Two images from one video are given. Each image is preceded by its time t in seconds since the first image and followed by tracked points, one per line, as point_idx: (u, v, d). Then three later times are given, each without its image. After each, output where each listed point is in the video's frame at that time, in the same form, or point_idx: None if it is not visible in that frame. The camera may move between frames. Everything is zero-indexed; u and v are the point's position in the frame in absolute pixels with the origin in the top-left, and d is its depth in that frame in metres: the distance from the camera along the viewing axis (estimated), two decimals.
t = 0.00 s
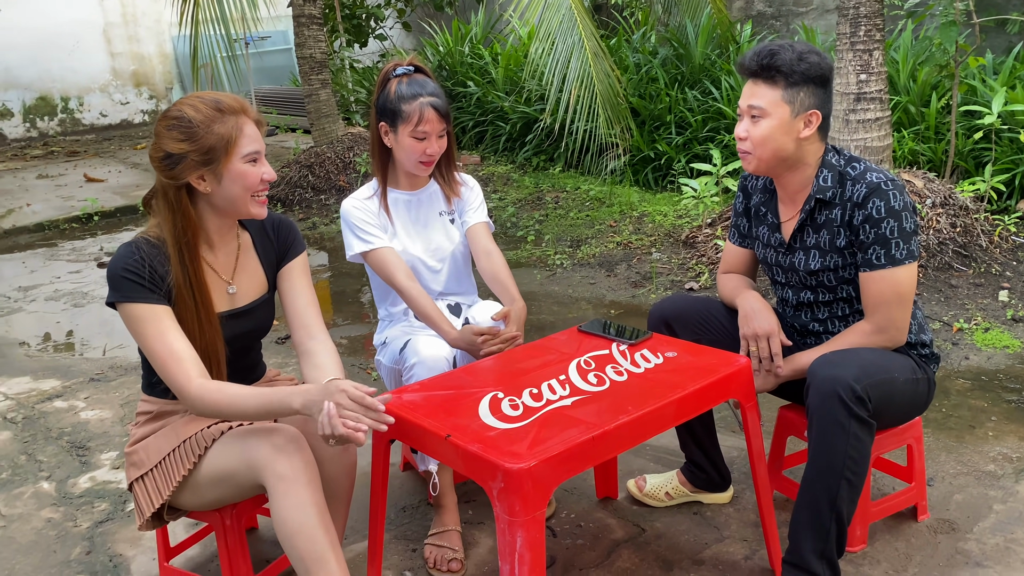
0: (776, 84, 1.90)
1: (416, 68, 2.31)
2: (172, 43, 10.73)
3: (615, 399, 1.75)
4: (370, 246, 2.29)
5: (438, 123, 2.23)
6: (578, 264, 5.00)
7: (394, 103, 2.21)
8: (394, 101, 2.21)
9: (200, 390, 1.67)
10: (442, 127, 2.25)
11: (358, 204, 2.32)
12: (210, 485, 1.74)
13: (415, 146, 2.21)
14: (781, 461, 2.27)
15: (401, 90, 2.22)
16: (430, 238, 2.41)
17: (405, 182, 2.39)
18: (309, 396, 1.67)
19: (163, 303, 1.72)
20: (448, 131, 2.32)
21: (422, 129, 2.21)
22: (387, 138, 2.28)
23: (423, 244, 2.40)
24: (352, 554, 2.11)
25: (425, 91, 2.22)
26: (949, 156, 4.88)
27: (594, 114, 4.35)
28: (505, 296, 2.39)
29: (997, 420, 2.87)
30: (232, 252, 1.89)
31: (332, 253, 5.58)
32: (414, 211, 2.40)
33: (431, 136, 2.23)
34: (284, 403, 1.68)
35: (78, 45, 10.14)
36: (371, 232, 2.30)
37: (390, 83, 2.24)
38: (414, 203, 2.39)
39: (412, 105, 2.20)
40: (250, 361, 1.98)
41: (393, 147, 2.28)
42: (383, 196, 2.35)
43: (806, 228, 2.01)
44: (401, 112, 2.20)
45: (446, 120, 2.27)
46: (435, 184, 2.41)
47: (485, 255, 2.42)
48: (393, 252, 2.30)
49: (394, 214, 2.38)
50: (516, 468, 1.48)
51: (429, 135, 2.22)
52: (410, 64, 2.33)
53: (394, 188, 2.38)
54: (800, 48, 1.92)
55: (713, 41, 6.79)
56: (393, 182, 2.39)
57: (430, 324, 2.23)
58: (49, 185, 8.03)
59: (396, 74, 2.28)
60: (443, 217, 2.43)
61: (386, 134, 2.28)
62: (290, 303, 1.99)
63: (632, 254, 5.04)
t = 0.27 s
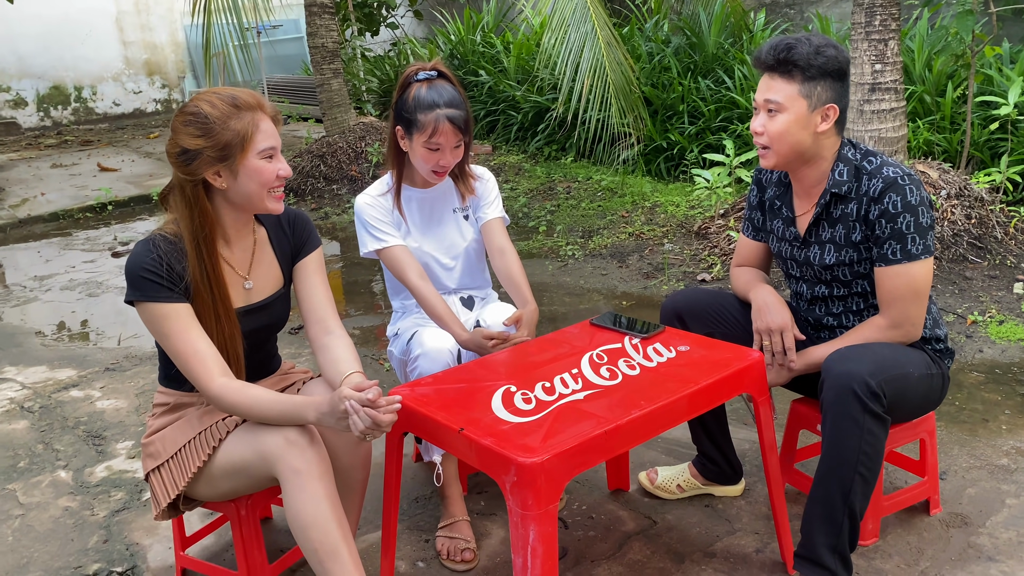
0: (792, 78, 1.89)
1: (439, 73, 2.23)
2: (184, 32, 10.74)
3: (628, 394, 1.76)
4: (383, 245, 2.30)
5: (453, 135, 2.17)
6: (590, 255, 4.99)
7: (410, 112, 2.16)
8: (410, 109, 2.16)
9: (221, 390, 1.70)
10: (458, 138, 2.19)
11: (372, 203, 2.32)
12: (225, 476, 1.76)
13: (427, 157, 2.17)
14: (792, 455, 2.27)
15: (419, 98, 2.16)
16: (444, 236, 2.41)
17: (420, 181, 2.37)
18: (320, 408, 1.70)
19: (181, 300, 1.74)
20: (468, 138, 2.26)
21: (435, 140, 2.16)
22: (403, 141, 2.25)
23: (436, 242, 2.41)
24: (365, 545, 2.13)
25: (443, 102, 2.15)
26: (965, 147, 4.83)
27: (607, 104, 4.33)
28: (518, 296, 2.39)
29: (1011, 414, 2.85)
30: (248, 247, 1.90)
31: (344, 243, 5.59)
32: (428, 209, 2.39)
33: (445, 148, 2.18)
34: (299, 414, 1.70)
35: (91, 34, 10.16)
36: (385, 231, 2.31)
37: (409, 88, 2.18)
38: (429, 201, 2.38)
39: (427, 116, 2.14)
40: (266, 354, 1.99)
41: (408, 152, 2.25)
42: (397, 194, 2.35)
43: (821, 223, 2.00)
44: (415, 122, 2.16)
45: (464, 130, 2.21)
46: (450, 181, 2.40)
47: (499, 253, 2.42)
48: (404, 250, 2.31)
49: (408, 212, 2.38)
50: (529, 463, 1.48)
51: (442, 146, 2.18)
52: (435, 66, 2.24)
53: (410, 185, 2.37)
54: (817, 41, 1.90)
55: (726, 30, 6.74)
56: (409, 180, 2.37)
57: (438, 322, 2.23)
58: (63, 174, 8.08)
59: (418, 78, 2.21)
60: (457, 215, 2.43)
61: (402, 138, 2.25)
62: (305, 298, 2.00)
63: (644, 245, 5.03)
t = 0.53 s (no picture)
0: (807, 72, 1.87)
1: (456, 71, 2.21)
2: (194, 21, 10.74)
3: (640, 388, 1.76)
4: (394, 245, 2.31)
5: (471, 137, 2.16)
6: (600, 246, 4.98)
7: (427, 114, 2.14)
8: (427, 111, 2.15)
9: (235, 385, 1.72)
10: (476, 140, 2.18)
11: (386, 201, 2.32)
12: (241, 469, 1.77)
13: (445, 160, 2.17)
14: (803, 448, 2.27)
15: (436, 99, 2.14)
16: (459, 234, 2.41)
17: (436, 178, 2.36)
18: (336, 403, 1.70)
19: (197, 296, 1.75)
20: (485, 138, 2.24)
21: (454, 143, 2.15)
22: (420, 143, 2.24)
23: (450, 239, 2.41)
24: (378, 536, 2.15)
25: (461, 103, 2.13)
26: (979, 137, 4.79)
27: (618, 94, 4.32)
28: (535, 305, 2.40)
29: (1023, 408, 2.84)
30: (263, 242, 1.91)
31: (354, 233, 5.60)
32: (443, 206, 2.38)
33: (463, 150, 2.17)
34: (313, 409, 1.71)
35: (100, 24, 10.17)
36: (396, 230, 2.32)
37: (427, 88, 2.17)
38: (443, 198, 2.37)
39: (445, 118, 2.13)
40: (279, 348, 2.00)
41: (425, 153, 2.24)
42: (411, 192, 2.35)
43: (835, 218, 2.00)
44: (433, 124, 2.14)
45: (482, 131, 2.19)
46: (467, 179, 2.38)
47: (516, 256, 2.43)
48: (415, 251, 2.33)
49: (422, 210, 2.38)
50: (542, 458, 1.49)
51: (461, 148, 2.17)
52: (452, 65, 2.22)
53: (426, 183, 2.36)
54: (833, 34, 1.89)
55: (737, 19, 6.69)
56: (424, 176, 2.37)
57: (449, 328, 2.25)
58: (74, 164, 8.12)
59: (434, 77, 2.19)
60: (473, 211, 2.42)
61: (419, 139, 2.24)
62: (318, 292, 2.02)
63: (654, 236, 5.02)
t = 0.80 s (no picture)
0: (821, 68, 1.86)
1: (472, 72, 2.19)
2: (200, 11, 10.72)
3: (653, 384, 1.76)
4: (407, 247, 2.31)
5: (489, 141, 2.15)
6: (609, 238, 4.97)
7: (445, 117, 2.13)
8: (445, 115, 2.14)
9: (248, 381, 1.72)
10: (494, 143, 2.17)
11: (400, 202, 2.32)
12: (259, 469, 1.79)
13: (463, 165, 2.16)
14: (814, 442, 2.27)
15: (454, 102, 2.13)
16: (473, 234, 2.42)
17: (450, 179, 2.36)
18: (350, 395, 1.70)
19: (211, 293, 1.76)
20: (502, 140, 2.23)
21: (472, 147, 2.15)
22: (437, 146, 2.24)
23: (464, 239, 2.41)
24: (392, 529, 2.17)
25: (478, 107, 2.12)
26: (990, 128, 4.76)
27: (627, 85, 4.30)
28: (552, 312, 2.43)
29: None
30: (273, 236, 1.92)
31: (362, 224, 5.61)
32: (457, 207, 2.37)
33: (481, 154, 2.16)
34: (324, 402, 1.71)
35: (107, 14, 10.16)
36: (409, 233, 2.31)
37: (444, 91, 2.15)
38: (457, 199, 2.37)
39: (462, 122, 2.12)
40: (292, 344, 2.02)
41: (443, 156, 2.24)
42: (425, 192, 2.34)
43: (848, 213, 1.99)
44: (451, 129, 2.14)
45: (499, 134, 2.18)
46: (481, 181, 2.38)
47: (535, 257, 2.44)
48: (425, 254, 2.32)
49: (437, 211, 2.37)
50: (557, 455, 1.50)
51: (478, 153, 2.16)
52: (468, 66, 2.21)
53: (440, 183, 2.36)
54: (847, 30, 1.88)
55: (746, 8, 6.65)
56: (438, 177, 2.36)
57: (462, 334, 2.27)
58: (83, 154, 8.13)
59: (451, 78, 2.17)
60: (488, 211, 2.41)
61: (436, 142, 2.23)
62: (330, 289, 2.02)
63: (663, 227, 5.01)
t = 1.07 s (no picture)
0: (835, 64, 1.85)
1: (482, 58, 2.19)
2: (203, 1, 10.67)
3: (666, 383, 1.76)
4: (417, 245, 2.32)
5: (479, 124, 2.12)
6: (615, 230, 4.97)
7: (441, 96, 2.14)
8: (441, 94, 2.14)
9: (259, 380, 1.73)
10: (486, 127, 2.14)
11: (410, 198, 2.33)
12: (274, 466, 1.80)
13: (451, 145, 2.14)
14: (824, 437, 2.28)
15: (451, 82, 2.13)
16: (485, 232, 2.41)
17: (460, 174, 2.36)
18: (360, 396, 1.70)
19: (222, 293, 1.76)
20: (502, 129, 2.20)
21: (461, 126, 2.13)
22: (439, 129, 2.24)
23: (475, 238, 2.41)
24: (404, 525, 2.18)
25: (472, 88, 2.11)
26: (998, 118, 4.74)
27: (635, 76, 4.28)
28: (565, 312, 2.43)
29: None
30: (284, 234, 1.92)
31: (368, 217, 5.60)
32: (469, 205, 2.37)
33: (469, 136, 2.14)
34: (335, 403, 1.71)
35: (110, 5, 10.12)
36: (420, 231, 2.33)
37: (448, 72, 2.16)
38: (469, 197, 2.36)
39: (454, 100, 2.11)
40: (303, 341, 2.02)
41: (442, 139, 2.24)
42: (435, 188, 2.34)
43: (860, 210, 1.99)
44: (444, 107, 2.14)
45: (496, 120, 2.15)
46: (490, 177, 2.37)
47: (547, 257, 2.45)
48: (437, 254, 2.34)
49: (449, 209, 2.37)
50: (571, 455, 1.50)
51: (467, 134, 2.14)
52: (480, 52, 2.20)
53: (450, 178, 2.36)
54: (861, 25, 1.87)
55: None
56: (449, 172, 2.36)
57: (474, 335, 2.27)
58: (88, 147, 8.13)
59: (458, 61, 2.18)
60: (501, 211, 2.41)
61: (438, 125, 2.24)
62: (341, 287, 2.02)
63: (669, 219, 5.00)
